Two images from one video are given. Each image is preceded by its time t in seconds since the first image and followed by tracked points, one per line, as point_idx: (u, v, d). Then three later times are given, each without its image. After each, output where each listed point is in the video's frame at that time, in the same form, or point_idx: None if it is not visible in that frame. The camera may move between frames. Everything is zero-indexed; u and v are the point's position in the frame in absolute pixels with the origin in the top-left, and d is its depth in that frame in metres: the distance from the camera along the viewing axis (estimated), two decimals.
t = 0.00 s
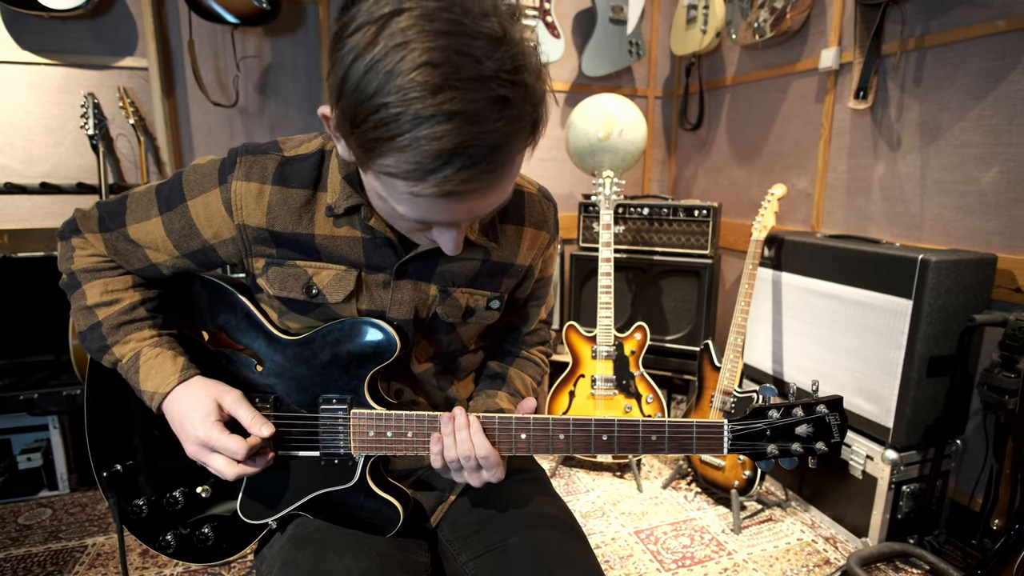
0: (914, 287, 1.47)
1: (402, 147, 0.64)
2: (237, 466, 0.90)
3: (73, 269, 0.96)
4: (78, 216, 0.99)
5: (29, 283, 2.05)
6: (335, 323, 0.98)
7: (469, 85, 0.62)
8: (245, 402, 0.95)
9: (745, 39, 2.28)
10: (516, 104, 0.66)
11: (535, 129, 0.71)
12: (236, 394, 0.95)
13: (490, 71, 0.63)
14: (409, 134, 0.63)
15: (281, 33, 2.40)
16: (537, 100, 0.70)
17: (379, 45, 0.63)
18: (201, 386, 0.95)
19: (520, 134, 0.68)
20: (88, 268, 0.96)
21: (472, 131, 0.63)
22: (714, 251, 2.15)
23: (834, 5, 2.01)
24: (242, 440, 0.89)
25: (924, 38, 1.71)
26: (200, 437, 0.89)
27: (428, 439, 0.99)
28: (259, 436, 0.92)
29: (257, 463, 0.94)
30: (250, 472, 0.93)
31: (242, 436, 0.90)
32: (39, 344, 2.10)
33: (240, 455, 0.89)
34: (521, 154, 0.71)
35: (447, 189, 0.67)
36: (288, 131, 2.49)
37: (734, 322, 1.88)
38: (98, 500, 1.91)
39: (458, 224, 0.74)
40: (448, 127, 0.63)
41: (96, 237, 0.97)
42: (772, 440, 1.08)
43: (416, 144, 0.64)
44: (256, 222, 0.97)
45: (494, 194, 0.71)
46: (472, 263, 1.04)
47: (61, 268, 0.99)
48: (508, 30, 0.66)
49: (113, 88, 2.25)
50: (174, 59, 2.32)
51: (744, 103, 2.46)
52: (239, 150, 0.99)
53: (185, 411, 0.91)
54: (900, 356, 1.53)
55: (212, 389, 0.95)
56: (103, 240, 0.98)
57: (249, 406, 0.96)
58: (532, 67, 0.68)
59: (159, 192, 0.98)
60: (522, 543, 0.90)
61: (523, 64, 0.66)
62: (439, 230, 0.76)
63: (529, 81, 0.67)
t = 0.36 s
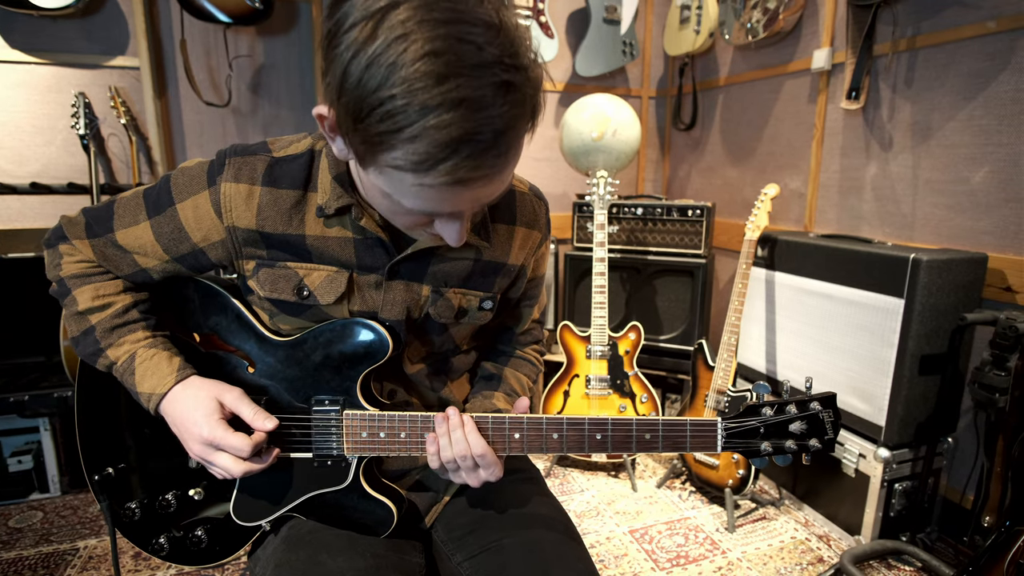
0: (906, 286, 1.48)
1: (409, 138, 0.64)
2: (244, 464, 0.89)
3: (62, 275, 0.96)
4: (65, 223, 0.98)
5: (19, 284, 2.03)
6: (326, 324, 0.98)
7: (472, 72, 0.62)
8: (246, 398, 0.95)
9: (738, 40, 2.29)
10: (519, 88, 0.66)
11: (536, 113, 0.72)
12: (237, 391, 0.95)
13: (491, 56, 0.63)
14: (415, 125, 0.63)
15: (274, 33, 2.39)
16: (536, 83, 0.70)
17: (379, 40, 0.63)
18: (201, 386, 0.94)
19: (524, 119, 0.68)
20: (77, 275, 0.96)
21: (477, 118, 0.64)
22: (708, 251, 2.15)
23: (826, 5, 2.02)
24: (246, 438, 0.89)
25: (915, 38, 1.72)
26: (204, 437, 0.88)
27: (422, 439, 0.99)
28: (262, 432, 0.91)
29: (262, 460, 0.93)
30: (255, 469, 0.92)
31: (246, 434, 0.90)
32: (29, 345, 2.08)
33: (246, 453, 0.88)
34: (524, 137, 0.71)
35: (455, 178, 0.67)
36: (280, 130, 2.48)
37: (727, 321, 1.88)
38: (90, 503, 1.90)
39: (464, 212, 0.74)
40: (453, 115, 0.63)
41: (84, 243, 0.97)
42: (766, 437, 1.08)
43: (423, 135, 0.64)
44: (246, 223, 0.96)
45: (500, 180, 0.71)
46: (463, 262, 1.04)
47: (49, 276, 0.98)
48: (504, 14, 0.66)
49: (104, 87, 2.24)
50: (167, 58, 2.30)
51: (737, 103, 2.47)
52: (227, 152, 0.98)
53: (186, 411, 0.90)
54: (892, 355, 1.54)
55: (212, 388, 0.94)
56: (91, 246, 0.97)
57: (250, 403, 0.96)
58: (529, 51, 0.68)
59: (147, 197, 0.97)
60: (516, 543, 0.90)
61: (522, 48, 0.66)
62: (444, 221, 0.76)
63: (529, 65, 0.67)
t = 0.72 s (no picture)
0: (897, 284, 1.49)
1: (407, 83, 0.65)
2: (235, 465, 0.89)
3: (48, 278, 0.95)
4: (51, 225, 0.97)
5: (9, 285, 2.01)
6: (316, 324, 0.98)
7: (468, 15, 0.65)
8: (237, 399, 0.94)
9: (731, 40, 2.30)
10: (512, 38, 0.69)
11: (529, 73, 0.74)
12: (228, 392, 0.94)
13: (486, 3, 0.66)
14: (413, 67, 0.65)
15: (266, 32, 2.38)
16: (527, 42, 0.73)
17: None
18: (191, 387, 0.93)
19: (518, 70, 0.70)
20: (64, 277, 0.95)
21: (475, 59, 0.66)
22: (701, 250, 2.16)
23: (817, 7, 2.03)
24: (237, 439, 0.88)
25: (906, 39, 1.73)
26: (194, 439, 0.88)
27: (414, 438, 0.98)
28: (253, 433, 0.91)
29: (254, 461, 0.93)
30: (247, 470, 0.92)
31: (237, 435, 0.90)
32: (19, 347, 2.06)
33: (237, 454, 0.88)
34: (518, 94, 0.73)
35: (453, 123, 0.67)
36: (273, 130, 2.47)
37: (721, 321, 1.89)
38: (81, 505, 1.89)
39: (460, 172, 0.73)
40: (451, 54, 0.65)
41: (71, 245, 0.96)
42: (758, 431, 1.08)
43: (421, 77, 0.65)
44: (234, 220, 0.96)
45: (496, 133, 0.72)
46: (452, 257, 1.04)
47: (36, 279, 0.97)
48: None
49: (94, 87, 2.22)
50: (158, 57, 2.29)
51: (730, 103, 2.48)
52: (215, 150, 0.98)
53: (177, 413, 0.90)
54: (884, 353, 1.55)
55: (202, 389, 0.93)
56: (78, 247, 0.96)
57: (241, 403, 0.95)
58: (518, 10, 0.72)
59: (134, 196, 0.97)
60: (510, 543, 0.90)
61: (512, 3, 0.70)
62: (439, 184, 0.75)
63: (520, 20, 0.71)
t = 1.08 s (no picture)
0: (885, 283, 1.51)
1: (399, 105, 0.65)
2: (224, 469, 0.88)
3: (35, 281, 0.93)
4: (37, 227, 0.96)
5: None
6: (306, 325, 0.97)
7: (458, 34, 0.65)
8: (225, 401, 0.93)
9: (721, 40, 2.32)
10: (503, 53, 0.68)
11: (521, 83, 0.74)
12: (216, 394, 0.93)
13: (475, 20, 0.66)
14: (405, 90, 0.64)
15: (255, 32, 2.37)
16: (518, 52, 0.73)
17: (361, 13, 0.64)
18: (179, 391, 0.92)
19: (510, 84, 0.70)
20: (51, 280, 0.94)
21: (467, 78, 0.65)
22: (692, 250, 2.17)
23: (806, 8, 2.05)
24: (226, 444, 0.88)
25: (893, 41, 1.75)
26: (183, 443, 0.87)
27: (405, 439, 0.98)
28: (242, 436, 0.90)
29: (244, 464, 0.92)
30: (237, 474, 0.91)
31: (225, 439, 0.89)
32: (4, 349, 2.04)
33: (226, 458, 0.87)
34: (510, 107, 0.73)
35: (448, 144, 0.67)
36: (263, 130, 2.46)
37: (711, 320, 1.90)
38: (68, 509, 1.87)
39: (455, 188, 0.74)
40: (443, 75, 0.64)
41: (57, 248, 0.95)
42: (748, 428, 1.09)
43: (413, 100, 0.65)
44: (222, 225, 0.95)
45: (490, 150, 0.72)
46: (444, 261, 1.04)
47: (21, 282, 0.96)
48: None
49: (81, 86, 2.20)
50: (145, 57, 2.27)
51: (720, 103, 2.49)
52: (203, 153, 0.97)
53: (165, 417, 0.89)
54: (872, 351, 1.56)
55: (191, 392, 0.92)
56: (65, 250, 0.95)
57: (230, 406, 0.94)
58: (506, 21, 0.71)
59: (121, 200, 0.96)
60: (502, 544, 0.90)
61: (500, 16, 0.69)
62: (434, 200, 0.75)
63: (509, 33, 0.70)
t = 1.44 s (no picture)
0: (871, 282, 1.52)
1: (378, 132, 0.64)
2: (213, 474, 0.88)
3: (16, 284, 0.92)
4: (17, 230, 0.94)
5: None
6: (294, 327, 0.96)
7: (438, 60, 0.63)
8: (212, 404, 0.92)
9: (709, 41, 2.33)
10: (486, 74, 0.67)
11: (507, 100, 0.72)
12: (203, 398, 0.92)
13: (456, 44, 0.64)
14: (384, 117, 0.63)
15: (242, 31, 2.35)
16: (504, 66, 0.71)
17: (340, 34, 0.62)
18: (165, 394, 0.91)
19: (493, 105, 0.69)
20: (32, 283, 0.92)
21: (447, 105, 0.64)
22: (681, 249, 2.18)
23: (792, 9, 2.07)
24: (214, 448, 0.87)
25: (878, 42, 1.77)
26: (170, 448, 0.86)
27: (394, 440, 0.97)
28: (230, 441, 0.90)
29: (232, 468, 0.92)
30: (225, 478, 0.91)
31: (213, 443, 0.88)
32: None
33: (215, 463, 0.87)
34: (495, 125, 0.72)
35: (428, 170, 0.67)
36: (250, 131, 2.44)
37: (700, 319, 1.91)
38: (53, 514, 1.84)
39: (438, 207, 0.74)
40: (423, 103, 0.63)
41: (38, 251, 0.94)
42: (736, 427, 1.09)
43: (392, 127, 0.64)
44: (208, 229, 0.94)
45: (473, 172, 0.72)
46: (434, 266, 1.04)
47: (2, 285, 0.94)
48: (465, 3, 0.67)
49: (64, 85, 2.17)
50: (130, 56, 2.24)
51: (708, 104, 2.50)
52: (188, 156, 0.96)
53: (151, 422, 0.88)
54: (859, 349, 1.58)
55: (177, 396, 0.91)
56: (46, 254, 0.94)
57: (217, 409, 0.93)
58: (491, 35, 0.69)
59: (104, 203, 0.95)
60: (492, 544, 0.90)
61: (485, 34, 0.67)
62: (418, 217, 0.76)
63: (494, 51, 0.68)
